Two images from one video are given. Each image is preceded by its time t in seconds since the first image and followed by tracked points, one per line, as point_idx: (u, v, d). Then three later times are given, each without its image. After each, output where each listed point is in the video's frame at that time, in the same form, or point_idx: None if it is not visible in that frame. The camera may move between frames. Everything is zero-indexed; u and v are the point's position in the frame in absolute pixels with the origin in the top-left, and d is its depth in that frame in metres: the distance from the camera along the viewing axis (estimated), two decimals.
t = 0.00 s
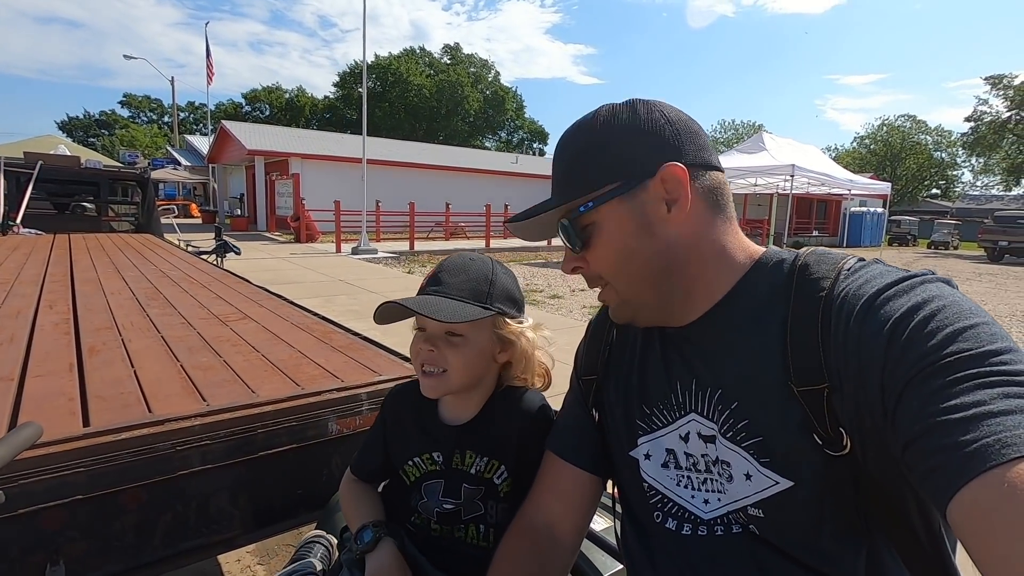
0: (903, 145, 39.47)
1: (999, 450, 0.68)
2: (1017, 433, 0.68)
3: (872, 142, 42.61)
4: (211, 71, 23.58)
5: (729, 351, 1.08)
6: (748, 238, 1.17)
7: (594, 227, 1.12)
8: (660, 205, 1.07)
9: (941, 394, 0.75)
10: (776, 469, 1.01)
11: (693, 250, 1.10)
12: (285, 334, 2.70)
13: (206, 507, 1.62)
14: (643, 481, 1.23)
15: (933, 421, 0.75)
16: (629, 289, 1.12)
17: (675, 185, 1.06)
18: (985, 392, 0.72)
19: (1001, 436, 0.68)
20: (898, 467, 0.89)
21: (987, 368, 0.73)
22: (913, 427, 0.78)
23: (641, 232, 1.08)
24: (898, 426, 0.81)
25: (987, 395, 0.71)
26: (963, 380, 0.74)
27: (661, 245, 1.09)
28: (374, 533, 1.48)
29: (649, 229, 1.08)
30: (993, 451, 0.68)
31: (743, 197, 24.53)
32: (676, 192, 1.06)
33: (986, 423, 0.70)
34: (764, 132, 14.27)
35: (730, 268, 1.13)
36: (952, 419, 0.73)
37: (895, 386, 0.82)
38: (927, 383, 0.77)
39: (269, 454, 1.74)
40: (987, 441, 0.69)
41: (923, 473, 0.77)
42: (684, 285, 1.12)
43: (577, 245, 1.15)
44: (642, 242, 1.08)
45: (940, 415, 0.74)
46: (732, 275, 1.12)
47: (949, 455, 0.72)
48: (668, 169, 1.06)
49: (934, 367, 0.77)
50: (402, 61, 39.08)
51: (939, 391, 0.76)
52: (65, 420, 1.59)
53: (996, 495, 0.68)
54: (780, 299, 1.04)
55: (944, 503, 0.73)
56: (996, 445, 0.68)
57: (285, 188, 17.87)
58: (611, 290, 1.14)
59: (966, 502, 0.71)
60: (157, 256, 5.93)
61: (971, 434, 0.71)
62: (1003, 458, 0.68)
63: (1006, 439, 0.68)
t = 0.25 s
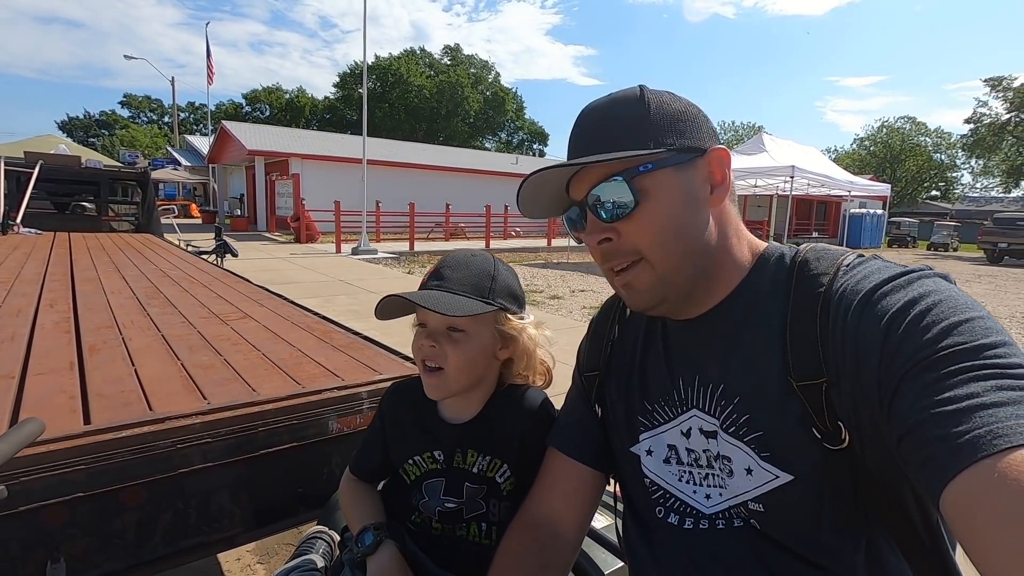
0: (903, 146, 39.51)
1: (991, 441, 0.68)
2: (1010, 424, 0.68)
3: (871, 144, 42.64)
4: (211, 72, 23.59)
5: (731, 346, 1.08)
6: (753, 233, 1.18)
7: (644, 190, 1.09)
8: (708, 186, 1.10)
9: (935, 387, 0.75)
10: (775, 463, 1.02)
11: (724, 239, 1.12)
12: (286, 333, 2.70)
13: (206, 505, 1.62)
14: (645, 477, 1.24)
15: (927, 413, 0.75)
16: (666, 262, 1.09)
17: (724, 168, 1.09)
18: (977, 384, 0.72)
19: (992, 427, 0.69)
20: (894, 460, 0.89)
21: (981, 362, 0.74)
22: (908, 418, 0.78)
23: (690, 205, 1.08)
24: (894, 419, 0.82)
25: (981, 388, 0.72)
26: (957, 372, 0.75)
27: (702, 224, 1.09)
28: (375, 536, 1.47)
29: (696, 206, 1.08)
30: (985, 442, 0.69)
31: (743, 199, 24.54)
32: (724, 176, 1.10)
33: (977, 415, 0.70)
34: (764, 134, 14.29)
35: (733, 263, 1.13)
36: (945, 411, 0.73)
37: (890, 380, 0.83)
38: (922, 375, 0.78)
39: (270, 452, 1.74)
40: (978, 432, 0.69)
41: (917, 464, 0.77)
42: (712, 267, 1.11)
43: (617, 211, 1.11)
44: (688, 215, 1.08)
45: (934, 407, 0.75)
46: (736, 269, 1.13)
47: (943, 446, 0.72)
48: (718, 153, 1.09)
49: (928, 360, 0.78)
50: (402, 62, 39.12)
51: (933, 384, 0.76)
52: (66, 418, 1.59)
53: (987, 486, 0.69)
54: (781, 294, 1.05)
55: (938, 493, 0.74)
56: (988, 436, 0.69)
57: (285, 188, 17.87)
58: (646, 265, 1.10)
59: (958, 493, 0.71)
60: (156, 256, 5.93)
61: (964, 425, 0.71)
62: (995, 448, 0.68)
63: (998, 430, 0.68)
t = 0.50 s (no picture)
0: (904, 147, 39.45)
1: (1004, 449, 0.68)
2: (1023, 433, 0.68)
3: (873, 145, 42.57)
4: (212, 72, 23.59)
5: (738, 349, 1.08)
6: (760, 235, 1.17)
7: (630, 212, 1.07)
8: (699, 198, 1.07)
9: (948, 393, 0.75)
10: (781, 467, 1.01)
11: (722, 247, 1.10)
12: (285, 333, 2.70)
13: (205, 505, 1.62)
14: (649, 478, 1.23)
15: (939, 419, 0.75)
16: (660, 282, 1.08)
17: (716, 176, 1.06)
18: (991, 391, 0.71)
19: (1006, 435, 0.68)
20: (902, 465, 0.88)
21: (997, 368, 0.73)
22: (919, 423, 0.77)
23: (677, 223, 1.06)
24: (904, 424, 0.81)
25: (994, 395, 0.71)
26: (971, 378, 0.74)
27: (694, 238, 1.07)
28: (372, 542, 1.45)
29: (686, 221, 1.06)
30: (998, 450, 0.68)
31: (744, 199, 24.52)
32: (715, 184, 1.06)
33: (991, 422, 0.69)
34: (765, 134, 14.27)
35: (740, 265, 1.13)
36: (957, 417, 0.72)
37: (902, 385, 0.82)
38: (935, 381, 0.77)
39: (269, 452, 1.74)
40: (992, 440, 0.69)
41: (926, 470, 0.76)
42: (709, 276, 1.10)
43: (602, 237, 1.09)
44: (676, 231, 1.06)
45: (946, 413, 0.74)
46: (742, 271, 1.12)
47: (955, 453, 0.72)
48: (709, 161, 1.05)
49: (942, 365, 0.77)
50: (403, 62, 39.11)
51: (946, 390, 0.75)
52: (65, 417, 1.59)
53: (997, 494, 0.68)
54: (789, 296, 1.04)
55: (947, 501, 0.73)
56: (1001, 444, 0.68)
57: (286, 188, 17.85)
58: (639, 286, 1.10)
59: (968, 500, 0.70)
60: (157, 255, 5.93)
61: (976, 432, 0.70)
62: (1009, 457, 0.67)
63: (1011, 438, 0.68)
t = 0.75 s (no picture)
0: (902, 146, 39.51)
1: (994, 449, 0.68)
2: (1013, 433, 0.68)
3: (871, 144, 42.63)
4: (210, 74, 23.59)
5: (727, 349, 1.08)
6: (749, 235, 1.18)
7: (586, 232, 1.12)
8: (652, 215, 1.07)
9: (937, 394, 0.75)
10: (772, 466, 1.02)
11: (686, 259, 1.11)
12: (283, 334, 2.70)
13: (202, 506, 1.62)
14: (642, 477, 1.24)
15: (930, 419, 0.75)
16: (621, 296, 1.13)
17: (665, 197, 1.05)
18: (980, 392, 0.72)
19: (996, 435, 0.69)
20: (893, 463, 0.89)
21: (985, 369, 0.73)
22: (909, 423, 0.78)
23: (632, 244, 1.09)
24: (895, 424, 0.81)
25: (984, 395, 0.71)
26: (961, 379, 0.74)
27: (653, 254, 1.09)
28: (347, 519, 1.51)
29: (641, 240, 1.08)
30: (987, 451, 0.69)
31: (743, 199, 24.55)
32: (666, 203, 1.06)
33: (981, 423, 0.70)
34: (763, 134, 14.30)
35: (730, 265, 1.13)
36: (948, 418, 0.73)
37: (893, 385, 0.82)
38: (926, 381, 0.77)
39: (266, 453, 1.74)
40: (982, 441, 0.69)
41: (916, 470, 0.77)
42: (676, 287, 1.12)
43: (570, 250, 1.16)
44: (631, 251, 1.09)
45: (937, 413, 0.74)
46: (732, 271, 1.13)
47: (945, 453, 0.72)
48: (660, 182, 1.05)
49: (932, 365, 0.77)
50: (401, 64, 39.16)
51: (935, 390, 0.76)
52: (62, 419, 1.59)
53: (988, 495, 0.69)
54: (780, 296, 1.05)
55: (938, 501, 0.73)
56: (991, 445, 0.68)
57: (284, 189, 17.85)
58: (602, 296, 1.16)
59: (958, 500, 0.71)
60: (155, 258, 5.93)
61: (967, 433, 0.71)
62: (998, 457, 0.68)
63: (1001, 438, 0.68)
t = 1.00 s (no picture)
0: (904, 146, 39.46)
1: (980, 450, 0.69)
2: (998, 433, 0.69)
3: (872, 144, 42.59)
4: (211, 76, 23.63)
5: (721, 351, 1.09)
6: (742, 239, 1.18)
7: (581, 241, 1.12)
8: (644, 225, 1.08)
9: (924, 395, 0.76)
10: (765, 466, 1.02)
11: (677, 268, 1.11)
12: (283, 336, 2.71)
13: (202, 507, 1.63)
14: (636, 477, 1.24)
15: (917, 420, 0.75)
16: (614, 304, 1.14)
17: (657, 207, 1.06)
18: (967, 394, 0.72)
19: (983, 436, 0.69)
20: (884, 464, 0.89)
21: (973, 371, 0.74)
22: (897, 424, 0.78)
23: (624, 253, 1.09)
24: (883, 424, 0.82)
25: (971, 397, 0.72)
26: (949, 380, 0.74)
27: (645, 263, 1.09)
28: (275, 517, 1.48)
29: (633, 250, 1.08)
30: (973, 451, 0.69)
31: (744, 199, 24.55)
32: (658, 213, 1.06)
33: (967, 424, 0.70)
34: (764, 134, 14.30)
35: (724, 268, 1.13)
36: (934, 419, 0.73)
37: (883, 386, 0.83)
38: (913, 383, 0.78)
39: (267, 455, 1.75)
40: (968, 441, 0.69)
41: (903, 470, 0.77)
42: (670, 295, 1.12)
43: (565, 259, 1.17)
44: (625, 261, 1.09)
45: (925, 414, 0.75)
46: (725, 274, 1.13)
47: (931, 454, 0.73)
48: (652, 193, 1.06)
49: (922, 367, 0.78)
50: (402, 65, 39.21)
51: (924, 391, 0.76)
52: (64, 421, 1.60)
53: (972, 495, 0.69)
54: (774, 298, 1.05)
55: (923, 501, 0.74)
56: (976, 445, 0.69)
57: (286, 191, 17.88)
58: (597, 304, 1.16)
59: (944, 501, 0.71)
60: (156, 260, 5.94)
61: (953, 434, 0.71)
62: (983, 458, 0.68)
63: (988, 439, 0.69)
